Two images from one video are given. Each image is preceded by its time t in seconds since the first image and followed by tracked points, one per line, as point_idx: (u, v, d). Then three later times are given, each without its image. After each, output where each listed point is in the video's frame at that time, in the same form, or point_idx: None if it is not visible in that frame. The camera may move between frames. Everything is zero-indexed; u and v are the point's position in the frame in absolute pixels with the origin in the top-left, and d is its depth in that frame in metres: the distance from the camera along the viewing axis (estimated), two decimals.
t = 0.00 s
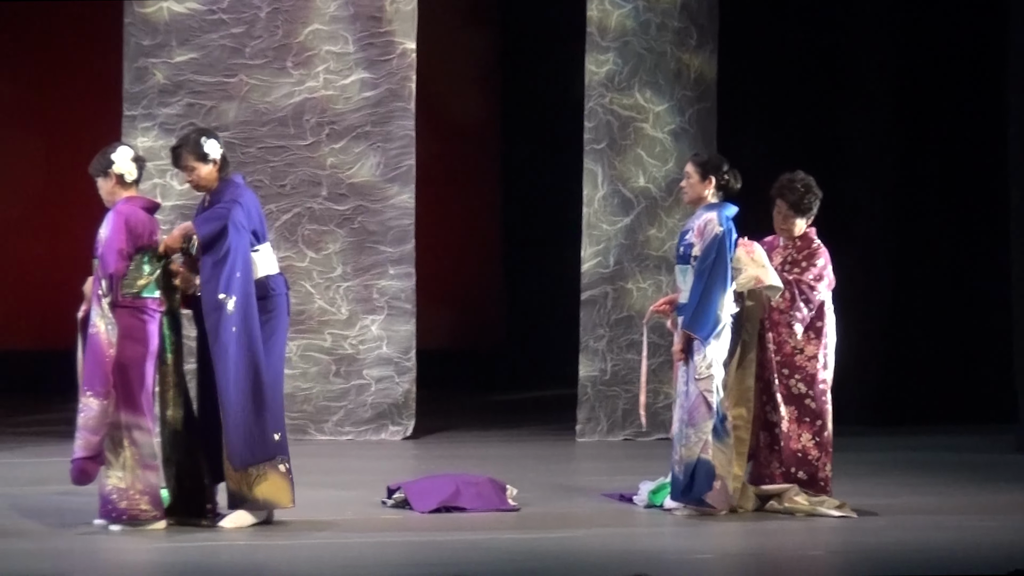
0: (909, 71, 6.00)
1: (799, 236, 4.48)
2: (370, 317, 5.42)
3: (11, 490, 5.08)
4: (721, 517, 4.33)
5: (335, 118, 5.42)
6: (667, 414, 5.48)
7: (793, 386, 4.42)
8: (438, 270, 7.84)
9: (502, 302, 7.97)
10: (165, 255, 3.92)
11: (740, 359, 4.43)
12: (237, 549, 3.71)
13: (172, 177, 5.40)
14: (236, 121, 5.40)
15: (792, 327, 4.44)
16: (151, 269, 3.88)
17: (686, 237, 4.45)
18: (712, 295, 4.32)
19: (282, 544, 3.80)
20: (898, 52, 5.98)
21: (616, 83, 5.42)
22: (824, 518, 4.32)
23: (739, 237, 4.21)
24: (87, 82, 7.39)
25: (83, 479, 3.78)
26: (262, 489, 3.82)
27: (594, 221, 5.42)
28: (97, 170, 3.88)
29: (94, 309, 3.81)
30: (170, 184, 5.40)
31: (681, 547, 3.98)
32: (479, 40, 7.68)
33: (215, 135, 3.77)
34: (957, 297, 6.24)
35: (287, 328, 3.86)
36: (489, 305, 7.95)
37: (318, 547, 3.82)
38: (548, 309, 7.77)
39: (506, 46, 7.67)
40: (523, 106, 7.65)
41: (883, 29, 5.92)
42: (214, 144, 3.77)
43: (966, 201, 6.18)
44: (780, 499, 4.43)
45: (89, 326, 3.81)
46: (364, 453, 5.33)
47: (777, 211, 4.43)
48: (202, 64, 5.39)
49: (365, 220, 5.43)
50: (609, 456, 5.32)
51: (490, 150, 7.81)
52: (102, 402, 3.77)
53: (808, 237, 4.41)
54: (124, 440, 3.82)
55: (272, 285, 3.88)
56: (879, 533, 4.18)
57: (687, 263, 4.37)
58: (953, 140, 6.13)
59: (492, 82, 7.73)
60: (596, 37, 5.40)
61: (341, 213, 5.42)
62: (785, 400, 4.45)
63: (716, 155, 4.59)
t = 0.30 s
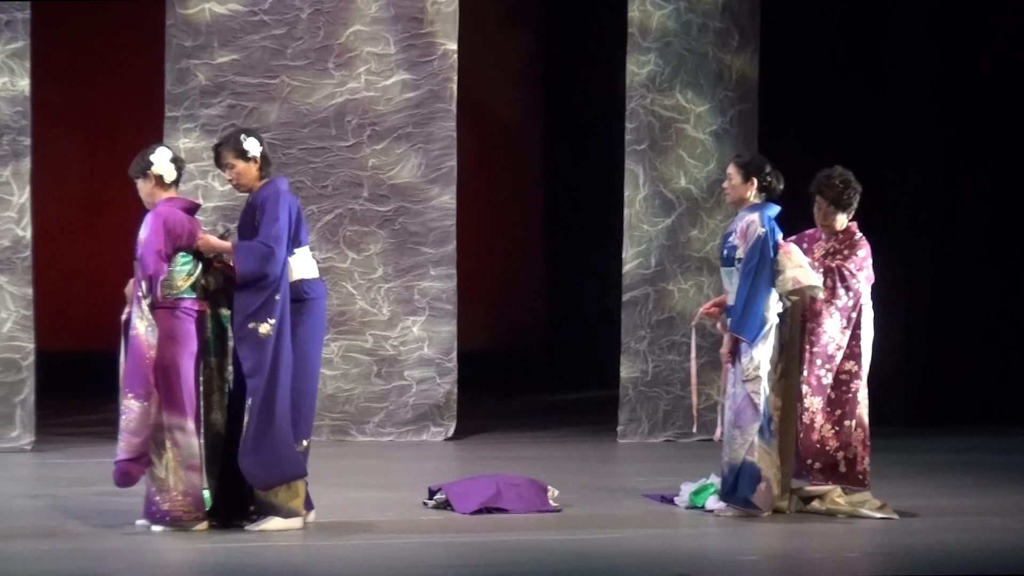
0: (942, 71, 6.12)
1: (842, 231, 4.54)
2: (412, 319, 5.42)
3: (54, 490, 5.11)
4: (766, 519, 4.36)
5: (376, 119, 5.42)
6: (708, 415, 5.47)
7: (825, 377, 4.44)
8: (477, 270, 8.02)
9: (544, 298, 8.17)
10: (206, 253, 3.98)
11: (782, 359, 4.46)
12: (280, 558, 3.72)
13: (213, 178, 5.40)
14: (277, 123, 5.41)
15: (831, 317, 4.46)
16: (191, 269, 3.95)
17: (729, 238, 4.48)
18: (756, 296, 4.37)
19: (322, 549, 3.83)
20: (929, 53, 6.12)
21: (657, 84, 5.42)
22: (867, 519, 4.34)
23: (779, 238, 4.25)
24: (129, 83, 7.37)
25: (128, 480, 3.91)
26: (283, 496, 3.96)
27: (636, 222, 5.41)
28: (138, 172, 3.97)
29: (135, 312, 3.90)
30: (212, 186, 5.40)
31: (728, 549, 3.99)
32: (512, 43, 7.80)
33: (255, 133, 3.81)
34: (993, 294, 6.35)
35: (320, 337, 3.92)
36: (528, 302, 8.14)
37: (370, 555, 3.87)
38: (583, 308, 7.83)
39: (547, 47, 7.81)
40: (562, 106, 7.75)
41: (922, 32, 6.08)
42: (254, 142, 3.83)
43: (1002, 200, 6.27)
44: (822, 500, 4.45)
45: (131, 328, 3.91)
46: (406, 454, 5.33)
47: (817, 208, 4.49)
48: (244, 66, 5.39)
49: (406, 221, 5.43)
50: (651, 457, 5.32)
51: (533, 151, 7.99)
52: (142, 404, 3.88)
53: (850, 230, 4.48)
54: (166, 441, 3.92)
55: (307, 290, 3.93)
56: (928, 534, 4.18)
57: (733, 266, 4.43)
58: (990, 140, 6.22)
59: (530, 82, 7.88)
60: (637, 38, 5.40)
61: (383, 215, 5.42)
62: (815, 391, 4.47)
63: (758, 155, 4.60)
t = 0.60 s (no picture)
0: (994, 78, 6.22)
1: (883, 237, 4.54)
2: (457, 320, 5.42)
3: (102, 490, 5.13)
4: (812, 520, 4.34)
5: (421, 120, 5.42)
6: (753, 416, 5.47)
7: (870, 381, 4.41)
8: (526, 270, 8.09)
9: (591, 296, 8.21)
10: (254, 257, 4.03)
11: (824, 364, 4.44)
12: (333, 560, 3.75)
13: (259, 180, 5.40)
14: (322, 124, 5.41)
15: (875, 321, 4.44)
16: (233, 271, 4.00)
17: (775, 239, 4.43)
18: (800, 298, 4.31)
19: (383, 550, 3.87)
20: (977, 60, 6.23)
21: (702, 85, 5.42)
22: (912, 521, 4.30)
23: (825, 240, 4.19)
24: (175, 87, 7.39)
25: (171, 481, 3.93)
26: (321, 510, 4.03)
27: (680, 223, 5.42)
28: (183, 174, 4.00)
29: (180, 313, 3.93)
30: (257, 187, 5.40)
31: (781, 549, 4.00)
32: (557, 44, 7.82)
33: (298, 153, 3.85)
34: None
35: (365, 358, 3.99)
36: (574, 301, 8.19)
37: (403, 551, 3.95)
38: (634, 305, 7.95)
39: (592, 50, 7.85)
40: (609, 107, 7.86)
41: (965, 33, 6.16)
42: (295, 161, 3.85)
43: None
44: (867, 501, 4.42)
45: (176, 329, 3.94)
46: (451, 455, 5.33)
47: (857, 215, 4.49)
48: (289, 67, 5.40)
49: (451, 222, 5.43)
50: (696, 458, 5.32)
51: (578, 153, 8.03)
52: (187, 405, 3.90)
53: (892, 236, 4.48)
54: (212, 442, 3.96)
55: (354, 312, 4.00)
56: (981, 535, 4.17)
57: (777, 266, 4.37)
58: None
59: (576, 84, 7.91)
60: (682, 39, 5.40)
61: (427, 216, 5.42)
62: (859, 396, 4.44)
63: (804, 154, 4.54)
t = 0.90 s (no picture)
0: None
1: (919, 239, 4.49)
2: (493, 321, 5.42)
3: (140, 491, 5.14)
4: (845, 520, 4.33)
5: (458, 121, 5.42)
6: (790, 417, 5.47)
7: (911, 385, 4.41)
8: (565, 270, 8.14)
9: (625, 294, 8.27)
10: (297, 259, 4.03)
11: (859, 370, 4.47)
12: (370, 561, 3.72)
13: (296, 180, 5.41)
14: (359, 125, 5.41)
15: (914, 326, 4.43)
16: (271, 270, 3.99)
17: (807, 238, 4.40)
18: (834, 297, 4.30)
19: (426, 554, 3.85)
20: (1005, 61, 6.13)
21: (739, 86, 5.41)
22: (949, 522, 4.27)
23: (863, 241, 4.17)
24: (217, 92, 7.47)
25: (206, 482, 3.91)
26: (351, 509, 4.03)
27: (717, 224, 5.41)
28: (221, 175, 3.98)
29: (218, 313, 3.91)
30: (294, 188, 5.40)
31: (823, 549, 3.99)
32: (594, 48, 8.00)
33: (341, 163, 3.92)
34: None
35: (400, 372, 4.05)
36: (609, 300, 8.25)
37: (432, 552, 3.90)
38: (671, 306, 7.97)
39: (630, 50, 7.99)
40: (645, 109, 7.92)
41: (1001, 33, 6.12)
42: (339, 172, 3.91)
43: None
44: (904, 502, 4.39)
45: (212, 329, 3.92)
46: (488, 456, 5.34)
47: (894, 214, 4.45)
48: (326, 68, 5.40)
49: (487, 223, 5.43)
50: (733, 459, 5.31)
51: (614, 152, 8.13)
52: (223, 406, 3.88)
53: (927, 238, 4.43)
54: (249, 442, 3.95)
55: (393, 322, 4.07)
56: None
57: (811, 265, 4.34)
58: None
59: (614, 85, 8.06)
60: (719, 39, 5.40)
61: (464, 216, 5.42)
62: (900, 400, 4.43)
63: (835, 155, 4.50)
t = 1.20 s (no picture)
0: None
1: (972, 238, 4.44)
2: (542, 321, 5.43)
3: (191, 491, 5.15)
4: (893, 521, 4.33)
5: (507, 121, 5.43)
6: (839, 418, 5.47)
7: (968, 389, 4.39)
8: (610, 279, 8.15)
9: (673, 298, 8.24)
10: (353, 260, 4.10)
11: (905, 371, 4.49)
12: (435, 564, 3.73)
13: (345, 181, 5.42)
14: (408, 125, 5.42)
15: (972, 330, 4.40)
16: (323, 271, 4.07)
17: (851, 240, 4.42)
18: (881, 297, 4.30)
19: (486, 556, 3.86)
20: None
21: (788, 86, 5.42)
22: (998, 523, 4.27)
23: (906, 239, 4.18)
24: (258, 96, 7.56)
25: (259, 482, 3.99)
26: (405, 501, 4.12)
27: (766, 224, 5.42)
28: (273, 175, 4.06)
29: (271, 314, 3.99)
30: (344, 188, 5.41)
31: (883, 547, 4.00)
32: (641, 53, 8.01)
33: (390, 141, 4.02)
34: None
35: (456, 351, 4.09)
36: (656, 305, 8.22)
37: (492, 557, 3.93)
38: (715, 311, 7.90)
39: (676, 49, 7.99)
40: (695, 112, 7.87)
41: None
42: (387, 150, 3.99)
43: None
44: (954, 502, 4.39)
45: (265, 330, 3.99)
46: (538, 456, 5.34)
47: (947, 211, 4.38)
48: (375, 68, 5.41)
49: (537, 223, 5.43)
50: (782, 460, 5.31)
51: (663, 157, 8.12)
52: (277, 406, 3.96)
53: (980, 239, 4.39)
54: (301, 442, 4.03)
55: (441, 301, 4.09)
56: None
57: (856, 266, 4.36)
58: None
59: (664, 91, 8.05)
60: (768, 39, 5.40)
61: (513, 217, 5.42)
62: (959, 404, 4.41)
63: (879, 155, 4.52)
